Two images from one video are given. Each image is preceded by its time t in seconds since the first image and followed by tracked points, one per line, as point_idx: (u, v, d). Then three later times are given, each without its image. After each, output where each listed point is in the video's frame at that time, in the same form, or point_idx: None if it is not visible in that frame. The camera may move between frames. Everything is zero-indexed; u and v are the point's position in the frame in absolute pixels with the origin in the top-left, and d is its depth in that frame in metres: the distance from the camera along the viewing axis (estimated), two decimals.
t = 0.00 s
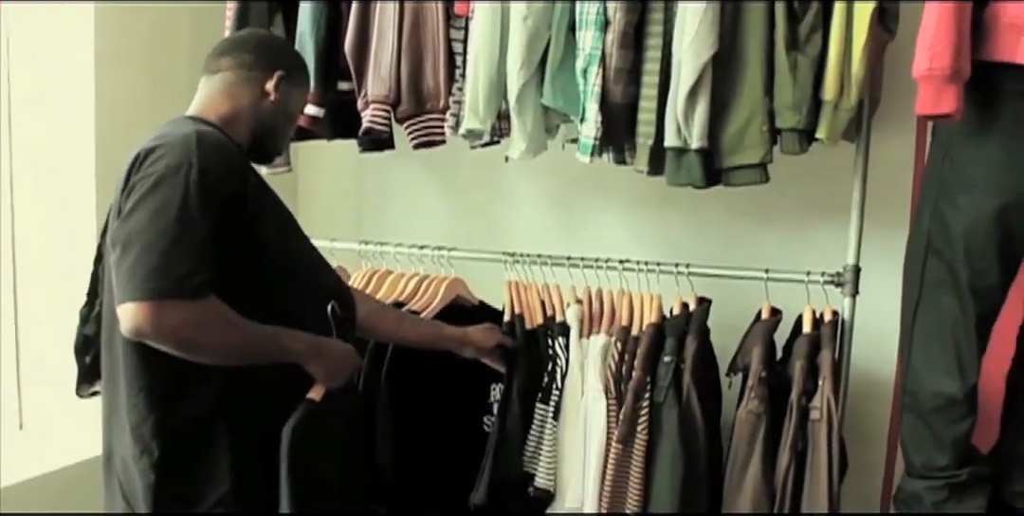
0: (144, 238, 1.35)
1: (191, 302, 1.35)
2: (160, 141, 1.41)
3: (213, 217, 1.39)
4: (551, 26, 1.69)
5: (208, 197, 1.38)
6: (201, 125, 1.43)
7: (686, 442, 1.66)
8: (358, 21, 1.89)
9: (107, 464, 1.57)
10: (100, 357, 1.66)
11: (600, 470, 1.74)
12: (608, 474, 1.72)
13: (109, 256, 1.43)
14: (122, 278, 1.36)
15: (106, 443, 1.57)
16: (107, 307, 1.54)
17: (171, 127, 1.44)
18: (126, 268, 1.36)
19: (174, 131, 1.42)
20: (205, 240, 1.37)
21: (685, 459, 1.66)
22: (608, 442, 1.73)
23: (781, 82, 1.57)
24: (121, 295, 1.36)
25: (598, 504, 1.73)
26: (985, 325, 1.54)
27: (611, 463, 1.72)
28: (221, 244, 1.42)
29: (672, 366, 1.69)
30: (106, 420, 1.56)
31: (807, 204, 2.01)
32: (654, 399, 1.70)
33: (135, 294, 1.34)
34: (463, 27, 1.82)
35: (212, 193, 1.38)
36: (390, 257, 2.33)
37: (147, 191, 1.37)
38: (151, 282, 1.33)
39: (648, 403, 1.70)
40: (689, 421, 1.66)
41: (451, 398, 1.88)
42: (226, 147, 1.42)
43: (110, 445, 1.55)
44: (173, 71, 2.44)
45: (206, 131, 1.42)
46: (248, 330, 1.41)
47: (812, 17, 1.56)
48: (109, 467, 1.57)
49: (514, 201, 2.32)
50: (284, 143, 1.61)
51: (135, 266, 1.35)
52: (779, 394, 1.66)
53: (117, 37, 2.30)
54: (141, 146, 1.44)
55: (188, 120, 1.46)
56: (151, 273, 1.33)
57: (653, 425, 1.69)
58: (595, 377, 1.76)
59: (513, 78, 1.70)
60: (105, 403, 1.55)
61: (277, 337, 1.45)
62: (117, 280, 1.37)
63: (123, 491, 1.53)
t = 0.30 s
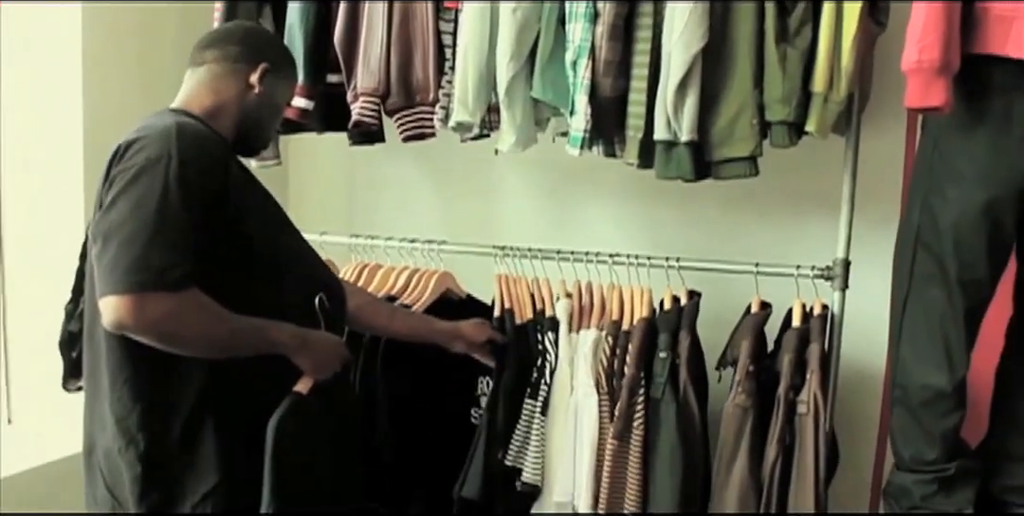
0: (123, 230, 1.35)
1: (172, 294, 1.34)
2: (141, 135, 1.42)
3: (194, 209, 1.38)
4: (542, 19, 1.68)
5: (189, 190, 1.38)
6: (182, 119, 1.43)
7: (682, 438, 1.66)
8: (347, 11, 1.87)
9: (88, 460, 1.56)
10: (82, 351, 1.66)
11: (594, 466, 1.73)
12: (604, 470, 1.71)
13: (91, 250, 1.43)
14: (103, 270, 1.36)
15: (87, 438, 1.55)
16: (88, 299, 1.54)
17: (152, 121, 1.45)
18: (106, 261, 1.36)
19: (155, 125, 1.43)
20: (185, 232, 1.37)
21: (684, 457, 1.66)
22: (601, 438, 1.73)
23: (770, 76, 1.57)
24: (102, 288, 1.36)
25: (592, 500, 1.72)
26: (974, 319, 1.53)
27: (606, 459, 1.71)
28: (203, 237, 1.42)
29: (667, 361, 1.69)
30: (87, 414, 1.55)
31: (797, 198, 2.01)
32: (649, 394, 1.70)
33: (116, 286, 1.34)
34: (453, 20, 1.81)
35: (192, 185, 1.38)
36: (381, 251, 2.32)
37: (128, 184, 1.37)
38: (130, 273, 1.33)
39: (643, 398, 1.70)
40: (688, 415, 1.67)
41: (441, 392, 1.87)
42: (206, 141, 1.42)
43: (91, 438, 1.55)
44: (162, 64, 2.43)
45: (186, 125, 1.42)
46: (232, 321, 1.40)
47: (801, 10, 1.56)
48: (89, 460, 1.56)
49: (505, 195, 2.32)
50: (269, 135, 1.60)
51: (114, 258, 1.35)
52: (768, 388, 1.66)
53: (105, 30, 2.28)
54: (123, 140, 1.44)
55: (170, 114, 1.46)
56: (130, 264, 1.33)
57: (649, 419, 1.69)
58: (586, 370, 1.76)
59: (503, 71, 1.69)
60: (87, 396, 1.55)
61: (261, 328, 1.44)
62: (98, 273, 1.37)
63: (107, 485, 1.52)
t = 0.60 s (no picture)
0: (109, 224, 1.34)
1: (161, 287, 1.34)
2: (126, 129, 1.41)
3: (181, 203, 1.37)
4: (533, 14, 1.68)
5: (175, 183, 1.37)
6: (166, 113, 1.43)
7: (670, 434, 1.65)
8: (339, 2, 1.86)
9: (77, 454, 1.56)
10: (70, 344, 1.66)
11: (581, 458, 1.72)
12: (591, 462, 1.70)
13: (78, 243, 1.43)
14: (90, 264, 1.35)
15: (76, 433, 1.56)
16: (76, 294, 1.53)
17: (137, 114, 1.44)
18: (93, 255, 1.35)
19: (139, 118, 1.42)
20: (172, 225, 1.36)
21: (672, 450, 1.65)
22: (589, 433, 1.72)
23: (761, 71, 1.57)
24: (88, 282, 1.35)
25: (579, 494, 1.72)
26: (963, 313, 1.54)
27: (593, 453, 1.70)
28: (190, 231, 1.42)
29: (657, 355, 1.69)
30: (76, 408, 1.55)
31: (787, 192, 2.01)
32: (637, 388, 1.69)
33: (103, 280, 1.33)
34: (445, 13, 1.80)
35: (179, 179, 1.37)
36: (371, 245, 2.33)
37: (114, 178, 1.37)
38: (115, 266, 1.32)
39: (631, 392, 1.69)
40: (676, 410, 1.67)
41: (429, 386, 1.88)
42: (192, 135, 1.41)
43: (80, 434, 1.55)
44: (153, 58, 2.42)
45: (171, 118, 1.41)
46: (220, 314, 1.40)
47: (792, 5, 1.56)
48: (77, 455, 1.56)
49: (496, 189, 2.32)
50: (258, 129, 1.60)
51: (101, 252, 1.34)
52: (758, 383, 1.66)
53: (96, 24, 2.28)
54: (108, 134, 1.44)
55: (155, 107, 1.45)
56: (117, 258, 1.33)
57: (637, 413, 1.68)
58: (574, 364, 1.76)
59: (494, 65, 1.69)
60: (75, 391, 1.55)
61: (249, 322, 1.44)
62: (84, 267, 1.36)
63: (96, 480, 1.52)
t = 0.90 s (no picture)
0: (86, 225, 1.34)
1: (143, 286, 1.33)
2: (104, 130, 1.41)
3: (159, 204, 1.37)
4: (520, 12, 1.68)
5: (152, 184, 1.37)
6: (144, 114, 1.42)
7: (657, 431, 1.65)
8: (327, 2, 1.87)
9: (64, 459, 1.55)
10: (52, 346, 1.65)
11: (568, 453, 1.73)
12: (578, 456, 1.71)
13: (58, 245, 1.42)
14: (67, 266, 1.35)
15: (63, 437, 1.55)
16: (59, 295, 1.52)
17: (115, 115, 1.44)
18: (71, 256, 1.34)
19: (117, 119, 1.42)
20: (150, 226, 1.35)
21: (658, 447, 1.65)
22: (575, 429, 1.73)
23: (749, 70, 1.57)
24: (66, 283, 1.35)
25: (565, 490, 1.73)
26: (950, 311, 1.55)
27: (579, 450, 1.71)
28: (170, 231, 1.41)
29: (644, 352, 1.69)
30: (61, 410, 1.55)
31: (775, 190, 2.02)
32: (625, 384, 1.69)
33: (81, 281, 1.33)
34: (433, 12, 1.80)
35: (156, 180, 1.37)
36: (361, 246, 2.33)
37: (91, 179, 1.36)
38: (93, 268, 1.32)
39: (619, 388, 1.70)
40: (665, 404, 1.67)
41: (417, 384, 1.88)
42: (169, 135, 1.41)
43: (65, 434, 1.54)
44: (140, 58, 2.42)
45: (147, 119, 1.41)
46: (202, 313, 1.39)
47: (779, 4, 1.56)
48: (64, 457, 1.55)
49: (484, 188, 2.32)
50: (242, 132, 1.59)
51: (78, 253, 1.33)
52: (747, 381, 1.67)
53: (83, 25, 2.27)
54: (86, 134, 1.43)
55: (134, 108, 1.45)
56: (95, 259, 1.32)
57: (624, 408, 1.68)
58: (562, 361, 1.77)
59: (482, 64, 1.69)
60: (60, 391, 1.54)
61: (232, 321, 1.43)
62: (62, 268, 1.36)
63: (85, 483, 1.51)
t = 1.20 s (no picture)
0: (72, 220, 1.35)
1: (126, 281, 1.33)
2: (94, 126, 1.42)
3: (147, 199, 1.37)
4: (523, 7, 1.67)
5: (140, 179, 1.37)
6: (136, 110, 1.43)
7: (660, 423, 1.66)
8: None
9: (55, 451, 1.55)
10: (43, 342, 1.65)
11: (573, 449, 1.71)
12: (583, 452, 1.70)
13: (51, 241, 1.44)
14: (55, 261, 1.35)
15: (54, 429, 1.55)
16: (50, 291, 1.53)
17: (108, 113, 1.45)
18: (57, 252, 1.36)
19: (108, 116, 1.43)
20: (136, 221, 1.35)
21: (663, 441, 1.66)
22: (581, 425, 1.72)
23: (751, 65, 1.57)
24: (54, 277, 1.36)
25: (571, 486, 1.71)
26: (952, 306, 1.55)
27: (585, 445, 1.70)
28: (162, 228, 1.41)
29: (647, 346, 1.70)
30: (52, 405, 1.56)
31: (777, 185, 2.02)
32: (629, 380, 1.70)
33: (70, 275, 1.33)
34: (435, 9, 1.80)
35: (144, 175, 1.37)
36: (363, 240, 2.32)
37: (79, 174, 1.37)
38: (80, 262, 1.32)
39: (623, 383, 1.70)
40: (667, 399, 1.68)
41: (418, 380, 1.89)
42: (159, 131, 1.41)
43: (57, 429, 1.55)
44: (142, 54, 2.42)
45: (138, 115, 1.42)
46: (189, 309, 1.39)
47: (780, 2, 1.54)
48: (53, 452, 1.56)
49: (486, 183, 2.32)
50: (245, 131, 1.59)
51: (64, 248, 1.34)
52: (750, 376, 1.66)
53: (86, 21, 2.27)
54: (79, 132, 1.45)
55: (130, 104, 1.46)
56: (81, 253, 1.32)
57: (628, 402, 1.68)
58: (566, 355, 1.75)
59: (485, 59, 1.69)
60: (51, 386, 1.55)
61: (221, 319, 1.42)
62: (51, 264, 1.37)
63: (79, 475, 1.52)
